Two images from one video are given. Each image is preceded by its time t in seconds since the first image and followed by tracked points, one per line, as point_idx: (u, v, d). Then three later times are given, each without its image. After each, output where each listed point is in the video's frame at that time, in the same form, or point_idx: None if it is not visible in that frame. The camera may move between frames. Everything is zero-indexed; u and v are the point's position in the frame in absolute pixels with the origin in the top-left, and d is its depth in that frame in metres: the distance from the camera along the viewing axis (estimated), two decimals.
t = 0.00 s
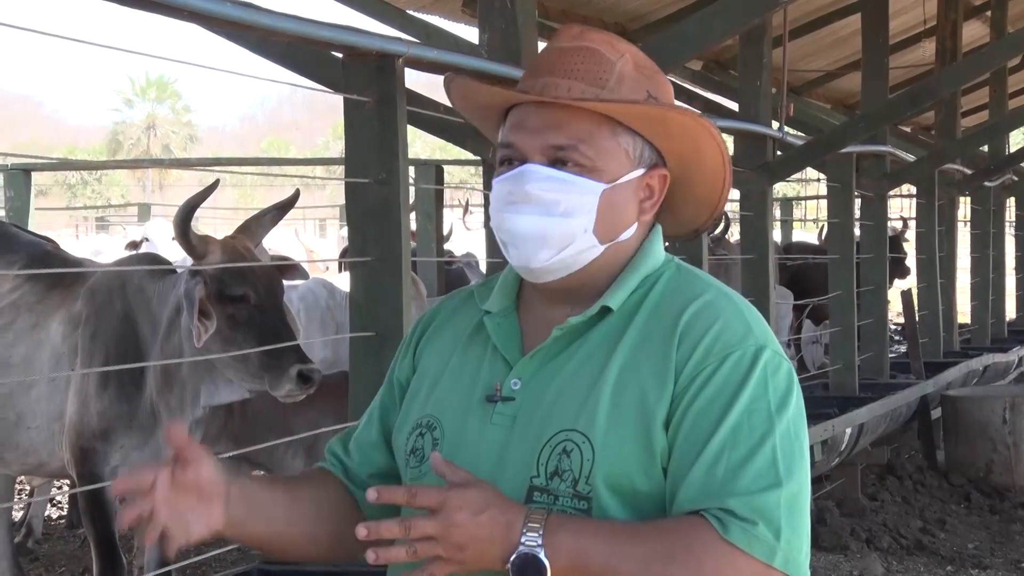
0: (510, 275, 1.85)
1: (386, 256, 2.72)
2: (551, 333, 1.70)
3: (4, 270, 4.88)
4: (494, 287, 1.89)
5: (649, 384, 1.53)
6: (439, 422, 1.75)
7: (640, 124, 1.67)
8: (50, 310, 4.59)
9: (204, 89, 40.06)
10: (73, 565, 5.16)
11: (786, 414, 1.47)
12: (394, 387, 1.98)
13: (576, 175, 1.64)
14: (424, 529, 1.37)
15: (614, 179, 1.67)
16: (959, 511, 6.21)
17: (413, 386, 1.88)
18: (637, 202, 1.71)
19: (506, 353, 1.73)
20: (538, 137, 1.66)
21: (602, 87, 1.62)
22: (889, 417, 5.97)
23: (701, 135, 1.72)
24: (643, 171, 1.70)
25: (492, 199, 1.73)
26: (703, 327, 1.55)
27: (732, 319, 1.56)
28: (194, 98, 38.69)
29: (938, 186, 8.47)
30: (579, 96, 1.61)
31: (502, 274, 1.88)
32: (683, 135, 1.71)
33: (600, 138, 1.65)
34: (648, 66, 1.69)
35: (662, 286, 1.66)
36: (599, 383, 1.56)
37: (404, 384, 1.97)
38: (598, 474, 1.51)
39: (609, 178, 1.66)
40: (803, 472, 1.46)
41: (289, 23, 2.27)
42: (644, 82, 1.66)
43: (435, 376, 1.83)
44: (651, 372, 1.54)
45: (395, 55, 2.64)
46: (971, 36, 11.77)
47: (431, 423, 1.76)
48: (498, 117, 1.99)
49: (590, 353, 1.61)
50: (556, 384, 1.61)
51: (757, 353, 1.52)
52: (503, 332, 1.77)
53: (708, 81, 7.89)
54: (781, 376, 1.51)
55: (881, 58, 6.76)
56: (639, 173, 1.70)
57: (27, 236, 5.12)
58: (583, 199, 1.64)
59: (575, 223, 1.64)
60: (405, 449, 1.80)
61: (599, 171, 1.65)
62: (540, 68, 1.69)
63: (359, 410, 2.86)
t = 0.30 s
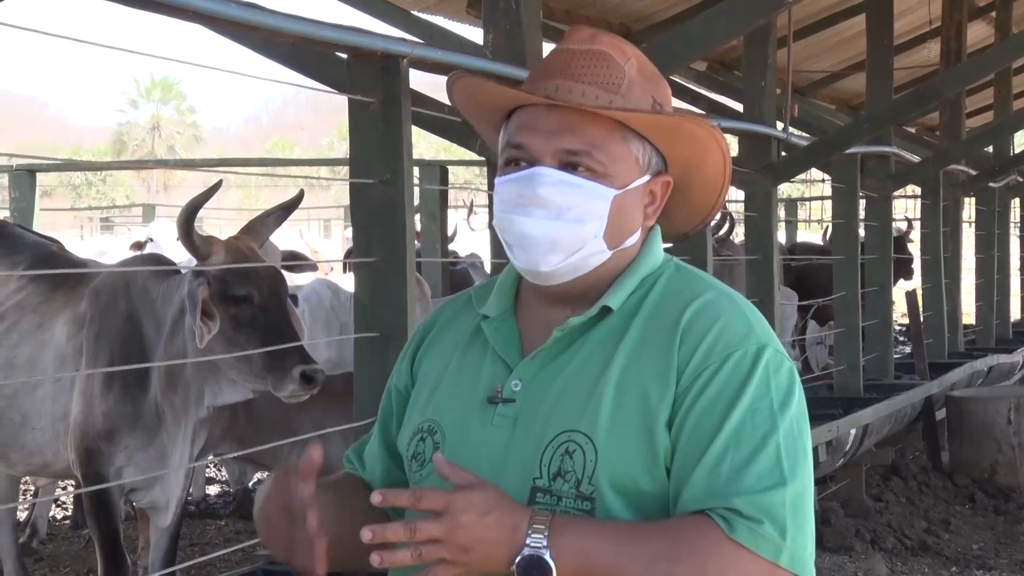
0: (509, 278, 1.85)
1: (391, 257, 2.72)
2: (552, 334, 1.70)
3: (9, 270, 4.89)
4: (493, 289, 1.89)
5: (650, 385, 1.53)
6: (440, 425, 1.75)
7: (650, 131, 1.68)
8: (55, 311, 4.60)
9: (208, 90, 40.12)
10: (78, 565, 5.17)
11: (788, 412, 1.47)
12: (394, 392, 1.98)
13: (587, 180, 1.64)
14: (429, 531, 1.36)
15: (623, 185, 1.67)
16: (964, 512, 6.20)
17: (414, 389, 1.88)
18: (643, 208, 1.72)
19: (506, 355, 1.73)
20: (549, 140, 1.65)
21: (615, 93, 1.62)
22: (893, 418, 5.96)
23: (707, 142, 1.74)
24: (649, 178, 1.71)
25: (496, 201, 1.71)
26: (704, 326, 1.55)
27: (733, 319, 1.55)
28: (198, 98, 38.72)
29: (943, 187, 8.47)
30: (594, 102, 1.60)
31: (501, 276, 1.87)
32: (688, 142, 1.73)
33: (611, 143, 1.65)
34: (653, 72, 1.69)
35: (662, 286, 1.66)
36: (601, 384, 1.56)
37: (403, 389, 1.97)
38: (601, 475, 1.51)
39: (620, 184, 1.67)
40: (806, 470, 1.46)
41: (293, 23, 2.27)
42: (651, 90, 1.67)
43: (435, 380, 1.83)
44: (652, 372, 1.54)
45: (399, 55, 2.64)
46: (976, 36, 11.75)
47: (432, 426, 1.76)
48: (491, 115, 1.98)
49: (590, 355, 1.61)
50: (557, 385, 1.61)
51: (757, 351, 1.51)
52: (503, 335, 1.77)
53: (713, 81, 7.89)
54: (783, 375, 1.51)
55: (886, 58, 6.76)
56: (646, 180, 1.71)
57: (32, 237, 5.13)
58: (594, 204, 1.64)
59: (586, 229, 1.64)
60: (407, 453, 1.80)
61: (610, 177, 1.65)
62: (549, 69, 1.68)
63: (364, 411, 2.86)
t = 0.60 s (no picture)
0: (511, 278, 1.84)
1: (393, 258, 2.72)
2: (555, 334, 1.70)
3: (13, 270, 4.90)
4: (496, 289, 1.89)
5: (652, 386, 1.53)
6: (442, 425, 1.75)
7: (653, 134, 1.68)
8: (59, 311, 4.61)
9: (212, 90, 40.17)
10: (81, 565, 5.17)
11: (789, 414, 1.47)
12: (397, 390, 1.98)
13: (591, 185, 1.64)
14: (429, 531, 1.36)
15: (628, 188, 1.67)
16: (968, 512, 6.20)
17: (416, 389, 1.88)
18: (646, 210, 1.72)
19: (509, 356, 1.73)
20: (552, 144, 1.64)
21: (616, 96, 1.62)
22: (897, 419, 5.96)
23: (710, 143, 1.74)
24: (652, 181, 1.71)
25: (499, 205, 1.70)
26: (705, 328, 1.55)
27: (734, 321, 1.55)
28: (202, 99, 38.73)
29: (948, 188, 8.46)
30: (597, 106, 1.60)
31: (503, 277, 1.87)
32: (691, 144, 1.73)
33: (615, 146, 1.64)
34: (653, 74, 1.69)
35: (665, 286, 1.66)
36: (602, 386, 1.56)
37: (407, 388, 1.97)
38: (601, 477, 1.51)
39: (624, 188, 1.67)
40: (807, 472, 1.46)
41: (297, 23, 2.27)
42: (651, 92, 1.67)
43: (438, 380, 1.83)
44: (654, 373, 1.54)
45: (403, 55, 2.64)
46: (980, 37, 11.74)
47: (434, 426, 1.76)
48: (489, 120, 1.98)
49: (592, 356, 1.61)
50: (559, 387, 1.61)
51: (758, 353, 1.51)
52: (506, 336, 1.77)
53: (717, 82, 7.89)
54: (784, 376, 1.50)
55: (890, 58, 6.75)
56: (649, 183, 1.71)
57: (36, 237, 5.13)
58: (599, 209, 1.64)
59: (590, 232, 1.64)
60: (409, 453, 1.80)
61: (615, 180, 1.65)
62: (550, 73, 1.67)
63: (367, 412, 2.86)
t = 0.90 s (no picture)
0: (518, 279, 1.85)
1: (401, 258, 2.72)
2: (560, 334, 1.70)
3: (22, 269, 4.92)
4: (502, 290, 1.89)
5: (663, 387, 1.53)
6: (448, 424, 1.75)
7: (665, 133, 1.68)
8: (68, 310, 4.62)
9: (220, 91, 40.25)
10: (90, 563, 5.18)
11: (806, 417, 1.47)
12: (403, 393, 1.99)
13: (602, 179, 1.64)
14: (456, 560, 1.31)
15: (638, 185, 1.67)
16: (976, 514, 6.19)
17: (424, 389, 1.88)
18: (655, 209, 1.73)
19: (515, 355, 1.73)
20: (565, 138, 1.65)
21: (631, 93, 1.63)
22: (905, 420, 5.94)
23: (722, 145, 1.75)
24: (662, 180, 1.72)
25: (510, 197, 1.70)
26: (717, 330, 1.54)
27: (746, 323, 1.55)
28: (210, 99, 38.78)
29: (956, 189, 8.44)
30: (611, 102, 1.61)
31: (511, 277, 1.88)
32: (703, 144, 1.73)
33: (627, 143, 1.65)
34: (668, 75, 1.70)
35: (672, 288, 1.66)
36: (612, 385, 1.56)
37: (414, 391, 1.97)
38: (608, 476, 1.51)
39: (635, 184, 1.67)
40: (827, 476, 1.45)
41: (307, 24, 2.28)
42: (666, 92, 1.67)
43: (445, 380, 1.83)
44: (665, 374, 1.54)
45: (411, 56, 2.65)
46: (990, 37, 11.70)
47: (441, 426, 1.76)
48: (501, 113, 1.99)
49: (599, 357, 1.61)
50: (567, 386, 1.61)
51: (773, 355, 1.51)
52: (512, 336, 1.77)
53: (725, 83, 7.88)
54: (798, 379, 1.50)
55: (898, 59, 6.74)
56: (659, 182, 1.71)
57: (45, 236, 5.15)
58: (610, 203, 1.64)
59: (601, 227, 1.64)
60: (417, 453, 1.80)
61: (626, 176, 1.66)
62: (566, 70, 1.68)
63: (374, 412, 2.86)
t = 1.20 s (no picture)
0: (546, 274, 1.84)
1: (430, 254, 2.72)
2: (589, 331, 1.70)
3: (56, 265, 4.97)
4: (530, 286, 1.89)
5: (697, 386, 1.53)
6: (475, 419, 1.76)
7: (686, 125, 1.68)
8: (101, 306, 4.65)
9: (252, 87, 40.43)
10: (123, 557, 5.22)
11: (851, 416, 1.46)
12: (434, 391, 1.99)
13: (624, 172, 1.63)
14: (566, 512, 1.25)
15: (660, 178, 1.66)
16: (1010, 514, 6.14)
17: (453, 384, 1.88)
18: (678, 203, 1.72)
19: (543, 351, 1.73)
20: (584, 132, 1.65)
21: (649, 86, 1.63)
22: (938, 419, 5.90)
23: (745, 137, 1.75)
24: (684, 173, 1.71)
25: (530, 194, 1.70)
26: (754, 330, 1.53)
27: (784, 319, 1.53)
28: (243, 96, 38.95)
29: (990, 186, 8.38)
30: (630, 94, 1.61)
31: (537, 273, 1.87)
32: (725, 136, 1.73)
33: (647, 136, 1.64)
34: (688, 70, 1.70)
35: (703, 284, 1.65)
36: (640, 382, 1.56)
37: (444, 387, 1.97)
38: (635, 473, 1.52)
39: (656, 177, 1.66)
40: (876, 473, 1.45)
41: (336, 21, 2.28)
42: (686, 85, 1.68)
43: (473, 376, 1.83)
44: (698, 371, 1.54)
45: (442, 52, 2.65)
46: None
47: (468, 422, 1.77)
48: (523, 112, 1.99)
49: (628, 353, 1.61)
50: (596, 381, 1.61)
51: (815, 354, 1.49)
52: (540, 332, 1.77)
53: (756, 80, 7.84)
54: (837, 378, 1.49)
55: (932, 55, 6.69)
56: (682, 175, 1.70)
57: (78, 232, 5.18)
58: (631, 196, 1.63)
59: (622, 220, 1.63)
60: (445, 447, 1.81)
61: (646, 169, 1.65)
62: (585, 66, 1.68)
63: (403, 408, 2.86)
